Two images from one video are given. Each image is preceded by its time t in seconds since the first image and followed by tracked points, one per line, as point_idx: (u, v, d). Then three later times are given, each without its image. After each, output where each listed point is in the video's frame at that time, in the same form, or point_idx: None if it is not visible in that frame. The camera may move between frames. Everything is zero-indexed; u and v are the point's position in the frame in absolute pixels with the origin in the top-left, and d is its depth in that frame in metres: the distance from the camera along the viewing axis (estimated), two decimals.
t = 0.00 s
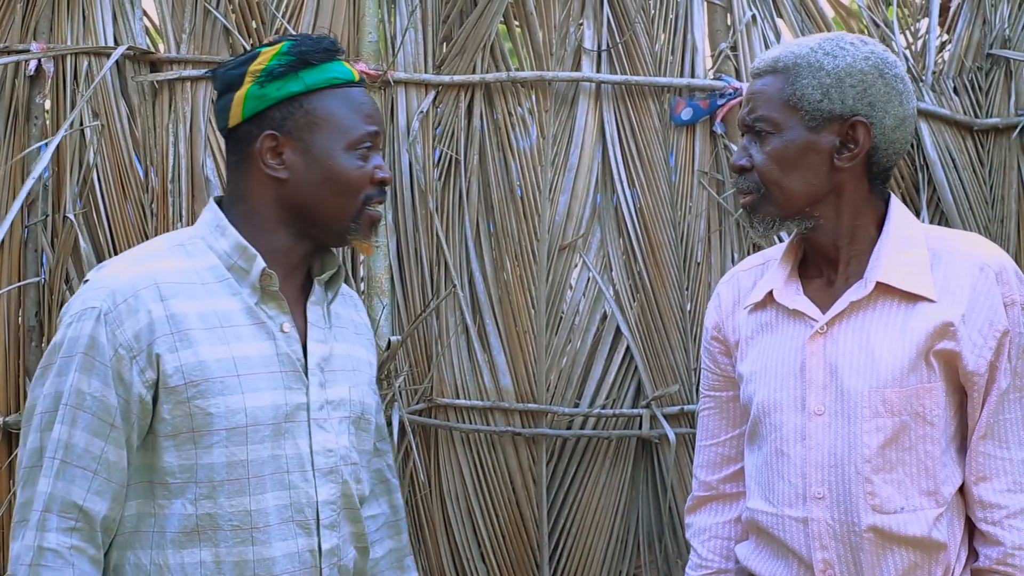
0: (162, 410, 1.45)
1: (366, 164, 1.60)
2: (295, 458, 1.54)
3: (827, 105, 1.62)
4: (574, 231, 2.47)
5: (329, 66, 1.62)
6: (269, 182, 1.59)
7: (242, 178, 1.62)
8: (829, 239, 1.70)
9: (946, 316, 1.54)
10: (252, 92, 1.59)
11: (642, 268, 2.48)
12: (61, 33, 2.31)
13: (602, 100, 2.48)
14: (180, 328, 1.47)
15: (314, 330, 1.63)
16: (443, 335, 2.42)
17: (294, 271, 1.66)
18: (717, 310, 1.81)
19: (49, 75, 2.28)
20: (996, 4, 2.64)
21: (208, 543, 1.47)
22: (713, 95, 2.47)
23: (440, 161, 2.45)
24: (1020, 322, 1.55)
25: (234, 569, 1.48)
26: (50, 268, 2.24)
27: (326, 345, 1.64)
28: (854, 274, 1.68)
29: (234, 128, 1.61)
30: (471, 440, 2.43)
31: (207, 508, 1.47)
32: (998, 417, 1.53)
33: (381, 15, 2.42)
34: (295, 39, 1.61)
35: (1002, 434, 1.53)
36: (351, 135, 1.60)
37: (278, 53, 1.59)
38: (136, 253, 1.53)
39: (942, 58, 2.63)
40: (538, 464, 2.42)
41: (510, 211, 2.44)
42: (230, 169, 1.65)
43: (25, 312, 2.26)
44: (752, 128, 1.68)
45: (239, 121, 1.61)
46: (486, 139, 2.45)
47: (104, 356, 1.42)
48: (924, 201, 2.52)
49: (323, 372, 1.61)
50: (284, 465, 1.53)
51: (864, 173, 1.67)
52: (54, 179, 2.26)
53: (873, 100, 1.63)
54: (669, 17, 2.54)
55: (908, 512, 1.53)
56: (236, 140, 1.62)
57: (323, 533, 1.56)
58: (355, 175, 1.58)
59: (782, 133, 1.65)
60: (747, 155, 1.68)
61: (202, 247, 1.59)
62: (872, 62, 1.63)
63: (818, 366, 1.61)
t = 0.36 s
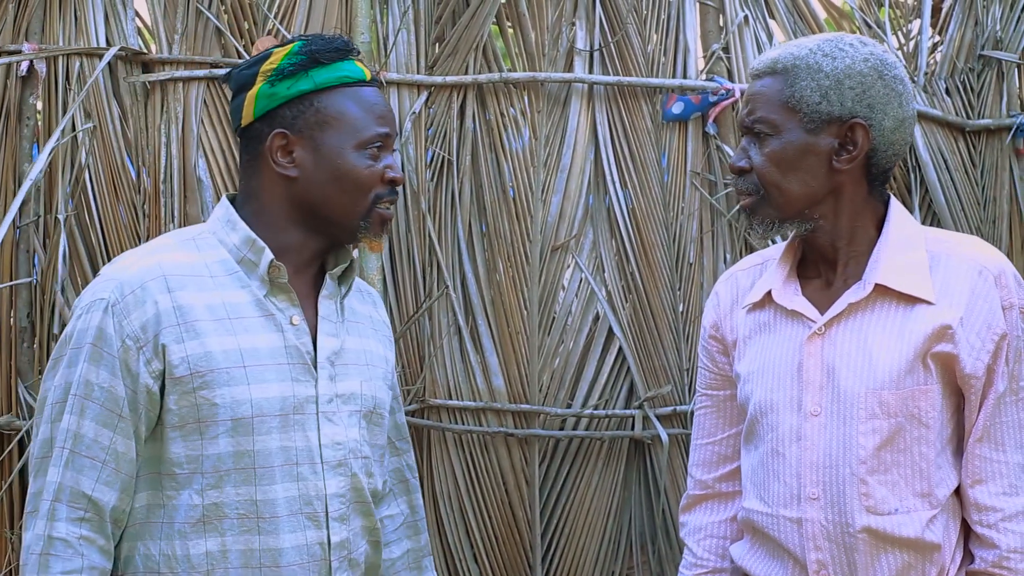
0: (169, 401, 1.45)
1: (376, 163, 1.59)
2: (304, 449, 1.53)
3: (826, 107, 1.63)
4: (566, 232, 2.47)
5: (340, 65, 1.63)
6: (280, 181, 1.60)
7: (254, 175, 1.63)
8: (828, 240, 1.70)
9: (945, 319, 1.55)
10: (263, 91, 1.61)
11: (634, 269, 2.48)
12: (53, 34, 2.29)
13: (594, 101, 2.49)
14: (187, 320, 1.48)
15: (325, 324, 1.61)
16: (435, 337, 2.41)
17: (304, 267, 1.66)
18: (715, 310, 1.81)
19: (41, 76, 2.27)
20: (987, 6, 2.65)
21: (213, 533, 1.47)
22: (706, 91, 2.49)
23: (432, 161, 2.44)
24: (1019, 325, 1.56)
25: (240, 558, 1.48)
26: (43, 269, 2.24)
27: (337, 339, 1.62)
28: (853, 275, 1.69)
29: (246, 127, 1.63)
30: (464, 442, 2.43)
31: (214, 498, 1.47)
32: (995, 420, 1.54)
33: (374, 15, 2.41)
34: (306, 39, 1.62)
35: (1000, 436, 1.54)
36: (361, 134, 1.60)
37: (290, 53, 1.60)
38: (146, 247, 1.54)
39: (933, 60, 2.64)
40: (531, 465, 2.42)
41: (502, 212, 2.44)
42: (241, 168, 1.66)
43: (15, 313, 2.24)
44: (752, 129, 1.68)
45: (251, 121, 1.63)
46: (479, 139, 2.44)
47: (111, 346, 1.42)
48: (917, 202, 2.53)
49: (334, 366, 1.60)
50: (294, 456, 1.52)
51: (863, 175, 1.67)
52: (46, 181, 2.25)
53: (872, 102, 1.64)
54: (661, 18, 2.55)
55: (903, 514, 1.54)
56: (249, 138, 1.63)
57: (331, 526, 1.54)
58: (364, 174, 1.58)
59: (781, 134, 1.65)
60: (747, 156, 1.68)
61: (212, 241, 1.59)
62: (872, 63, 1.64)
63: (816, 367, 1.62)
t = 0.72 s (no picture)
0: (169, 402, 1.44)
1: (354, 143, 1.60)
2: (307, 444, 1.53)
3: (825, 109, 1.63)
4: (564, 232, 2.46)
5: (307, 51, 1.62)
6: (261, 173, 1.59)
7: (234, 171, 1.62)
8: (828, 240, 1.71)
9: (944, 320, 1.55)
10: (233, 86, 1.60)
11: (631, 269, 2.49)
12: (51, 34, 2.29)
13: (592, 101, 2.49)
14: (183, 319, 1.47)
15: (318, 317, 1.62)
16: (434, 337, 2.42)
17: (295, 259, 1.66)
18: (714, 309, 1.82)
19: (38, 76, 2.26)
20: (985, 5, 2.66)
21: (219, 534, 1.46)
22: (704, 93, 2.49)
23: (430, 162, 2.44)
24: (1018, 327, 1.56)
25: (248, 558, 1.47)
26: (41, 269, 2.23)
27: (331, 331, 1.63)
28: (853, 275, 1.69)
29: (220, 125, 1.61)
30: (462, 442, 2.43)
31: (218, 498, 1.45)
32: (994, 421, 1.54)
33: (372, 15, 2.41)
34: (269, 28, 1.61)
35: (999, 437, 1.54)
36: (336, 115, 1.59)
37: (255, 44, 1.59)
38: (136, 247, 1.52)
39: (931, 59, 2.65)
40: (529, 464, 2.42)
41: (500, 212, 2.44)
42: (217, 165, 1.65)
43: (14, 311, 2.24)
44: (752, 130, 1.69)
45: (224, 117, 1.61)
46: (477, 139, 2.44)
47: (107, 350, 1.40)
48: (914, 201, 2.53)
49: (330, 359, 1.60)
50: (296, 451, 1.52)
51: (863, 176, 1.67)
52: (43, 181, 2.24)
53: (873, 103, 1.64)
54: (659, 18, 2.55)
55: (901, 514, 1.54)
56: (224, 136, 1.61)
57: (336, 521, 1.55)
58: (344, 155, 1.58)
59: (781, 136, 1.65)
60: (747, 156, 1.69)
61: (201, 238, 1.58)
62: (872, 64, 1.64)
63: (815, 366, 1.62)
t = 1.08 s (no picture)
0: (161, 400, 1.44)
1: (332, 140, 1.60)
2: (308, 441, 1.54)
3: (826, 111, 1.63)
4: (564, 234, 2.46)
5: (296, 47, 1.63)
6: (239, 164, 1.60)
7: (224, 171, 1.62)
8: (828, 242, 1.71)
9: (944, 322, 1.55)
10: (219, 77, 1.62)
11: (631, 270, 2.49)
12: (52, 36, 2.29)
13: (592, 103, 2.49)
14: (173, 316, 1.46)
15: (309, 311, 1.63)
16: (434, 339, 2.41)
17: (283, 254, 1.67)
18: (715, 311, 1.82)
19: (39, 78, 2.26)
20: (984, 8, 2.67)
21: (222, 534, 1.46)
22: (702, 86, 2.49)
23: (431, 163, 2.45)
24: (1018, 329, 1.56)
25: (251, 557, 1.47)
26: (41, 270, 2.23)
27: (321, 326, 1.63)
28: (853, 277, 1.70)
29: (206, 116, 1.64)
30: (463, 443, 2.43)
31: (219, 497, 1.46)
32: (993, 423, 1.54)
33: (373, 18, 2.42)
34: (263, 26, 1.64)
35: (999, 440, 1.54)
36: (316, 110, 1.60)
37: (244, 39, 1.62)
38: (126, 242, 1.51)
39: (931, 61, 2.65)
40: (529, 467, 2.42)
41: (500, 214, 2.44)
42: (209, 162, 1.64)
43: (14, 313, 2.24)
44: (752, 132, 1.69)
45: (210, 110, 1.63)
46: (477, 141, 2.44)
47: (84, 342, 1.39)
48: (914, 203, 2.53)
49: (323, 354, 1.62)
50: (298, 448, 1.52)
51: (863, 178, 1.68)
52: (43, 182, 2.24)
53: (873, 105, 1.64)
54: (658, 20, 2.55)
55: (900, 516, 1.54)
56: (212, 129, 1.63)
57: (341, 516, 1.56)
58: (321, 151, 1.58)
59: (782, 138, 1.66)
60: (747, 159, 1.69)
61: (191, 236, 1.57)
62: (873, 67, 1.64)
63: (816, 370, 1.62)
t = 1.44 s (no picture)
0: (166, 397, 1.44)
1: (354, 148, 1.60)
2: (316, 440, 1.54)
3: (827, 113, 1.63)
4: (564, 237, 2.47)
5: (313, 53, 1.63)
6: (258, 168, 1.59)
7: (241, 172, 1.61)
8: (828, 245, 1.71)
9: (945, 325, 1.55)
10: (236, 79, 1.59)
11: (631, 272, 2.49)
12: (51, 39, 2.29)
13: (592, 105, 2.49)
14: (179, 314, 1.46)
15: (317, 310, 1.64)
16: (434, 340, 2.41)
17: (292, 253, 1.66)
18: (715, 313, 1.82)
19: (38, 80, 2.26)
20: (984, 10, 2.67)
21: (232, 533, 1.46)
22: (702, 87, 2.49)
23: (430, 166, 2.45)
24: (1018, 332, 1.57)
25: (262, 557, 1.47)
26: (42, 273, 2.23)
27: (329, 324, 1.64)
28: (853, 280, 1.69)
29: (218, 118, 1.61)
30: (463, 446, 2.43)
31: (228, 495, 1.46)
32: (994, 426, 1.54)
33: (373, 20, 2.42)
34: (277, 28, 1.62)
35: (999, 443, 1.54)
36: (338, 118, 1.60)
37: (261, 41, 1.60)
38: (134, 237, 1.52)
39: (930, 63, 2.65)
40: (529, 469, 2.42)
41: (499, 216, 2.44)
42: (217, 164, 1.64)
43: (14, 316, 2.23)
44: (753, 134, 1.69)
45: (223, 111, 1.61)
46: (477, 143, 2.44)
47: (74, 336, 1.40)
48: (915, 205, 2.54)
49: (331, 351, 1.62)
50: (307, 447, 1.52)
51: (864, 180, 1.68)
52: (44, 186, 2.24)
53: (874, 108, 1.64)
54: (658, 22, 2.55)
55: (900, 519, 1.54)
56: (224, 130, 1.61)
57: (350, 514, 1.57)
58: (344, 158, 1.58)
59: (783, 140, 1.66)
60: (748, 160, 1.69)
61: (200, 233, 1.57)
62: (874, 70, 1.64)
63: (816, 373, 1.62)
